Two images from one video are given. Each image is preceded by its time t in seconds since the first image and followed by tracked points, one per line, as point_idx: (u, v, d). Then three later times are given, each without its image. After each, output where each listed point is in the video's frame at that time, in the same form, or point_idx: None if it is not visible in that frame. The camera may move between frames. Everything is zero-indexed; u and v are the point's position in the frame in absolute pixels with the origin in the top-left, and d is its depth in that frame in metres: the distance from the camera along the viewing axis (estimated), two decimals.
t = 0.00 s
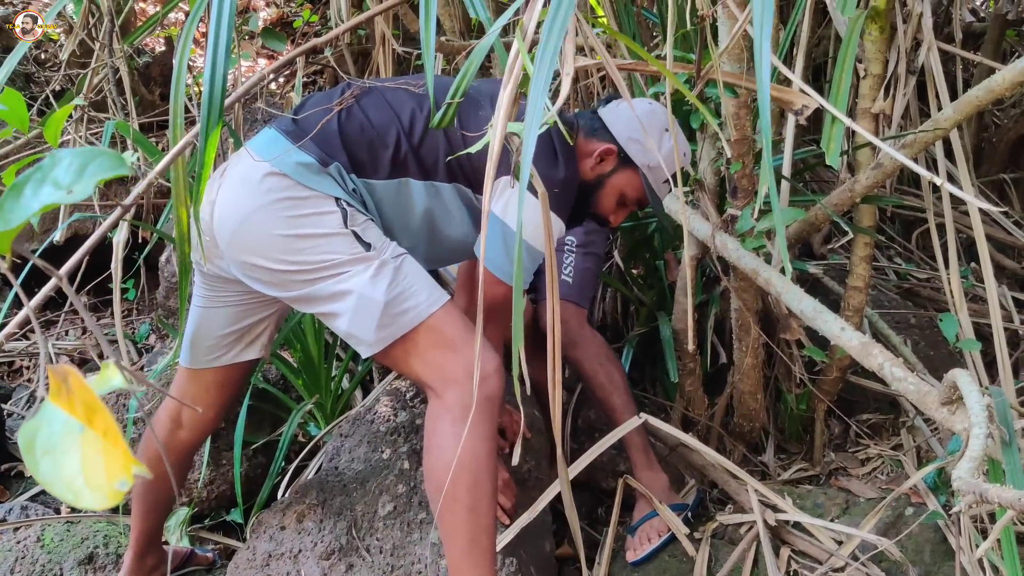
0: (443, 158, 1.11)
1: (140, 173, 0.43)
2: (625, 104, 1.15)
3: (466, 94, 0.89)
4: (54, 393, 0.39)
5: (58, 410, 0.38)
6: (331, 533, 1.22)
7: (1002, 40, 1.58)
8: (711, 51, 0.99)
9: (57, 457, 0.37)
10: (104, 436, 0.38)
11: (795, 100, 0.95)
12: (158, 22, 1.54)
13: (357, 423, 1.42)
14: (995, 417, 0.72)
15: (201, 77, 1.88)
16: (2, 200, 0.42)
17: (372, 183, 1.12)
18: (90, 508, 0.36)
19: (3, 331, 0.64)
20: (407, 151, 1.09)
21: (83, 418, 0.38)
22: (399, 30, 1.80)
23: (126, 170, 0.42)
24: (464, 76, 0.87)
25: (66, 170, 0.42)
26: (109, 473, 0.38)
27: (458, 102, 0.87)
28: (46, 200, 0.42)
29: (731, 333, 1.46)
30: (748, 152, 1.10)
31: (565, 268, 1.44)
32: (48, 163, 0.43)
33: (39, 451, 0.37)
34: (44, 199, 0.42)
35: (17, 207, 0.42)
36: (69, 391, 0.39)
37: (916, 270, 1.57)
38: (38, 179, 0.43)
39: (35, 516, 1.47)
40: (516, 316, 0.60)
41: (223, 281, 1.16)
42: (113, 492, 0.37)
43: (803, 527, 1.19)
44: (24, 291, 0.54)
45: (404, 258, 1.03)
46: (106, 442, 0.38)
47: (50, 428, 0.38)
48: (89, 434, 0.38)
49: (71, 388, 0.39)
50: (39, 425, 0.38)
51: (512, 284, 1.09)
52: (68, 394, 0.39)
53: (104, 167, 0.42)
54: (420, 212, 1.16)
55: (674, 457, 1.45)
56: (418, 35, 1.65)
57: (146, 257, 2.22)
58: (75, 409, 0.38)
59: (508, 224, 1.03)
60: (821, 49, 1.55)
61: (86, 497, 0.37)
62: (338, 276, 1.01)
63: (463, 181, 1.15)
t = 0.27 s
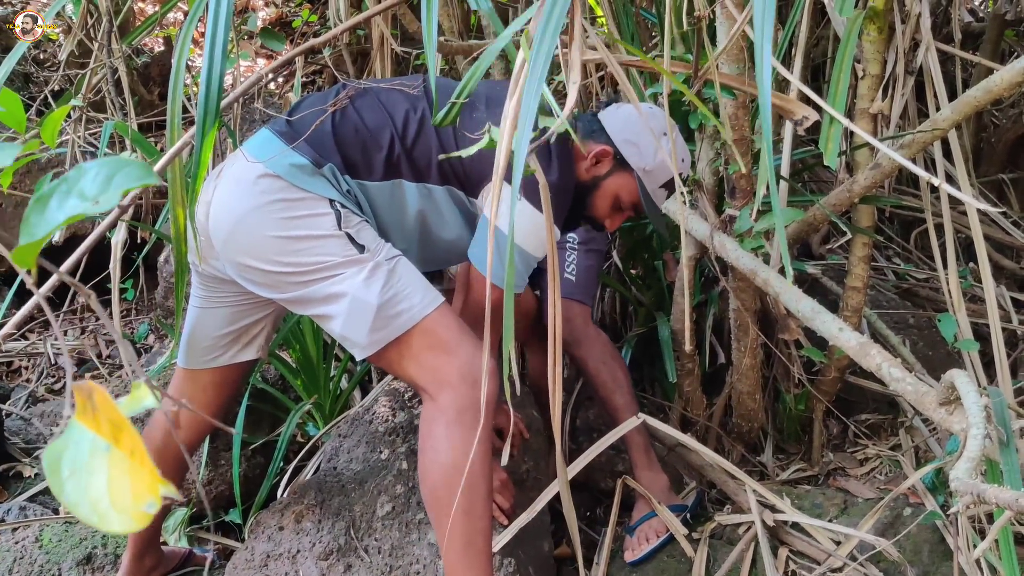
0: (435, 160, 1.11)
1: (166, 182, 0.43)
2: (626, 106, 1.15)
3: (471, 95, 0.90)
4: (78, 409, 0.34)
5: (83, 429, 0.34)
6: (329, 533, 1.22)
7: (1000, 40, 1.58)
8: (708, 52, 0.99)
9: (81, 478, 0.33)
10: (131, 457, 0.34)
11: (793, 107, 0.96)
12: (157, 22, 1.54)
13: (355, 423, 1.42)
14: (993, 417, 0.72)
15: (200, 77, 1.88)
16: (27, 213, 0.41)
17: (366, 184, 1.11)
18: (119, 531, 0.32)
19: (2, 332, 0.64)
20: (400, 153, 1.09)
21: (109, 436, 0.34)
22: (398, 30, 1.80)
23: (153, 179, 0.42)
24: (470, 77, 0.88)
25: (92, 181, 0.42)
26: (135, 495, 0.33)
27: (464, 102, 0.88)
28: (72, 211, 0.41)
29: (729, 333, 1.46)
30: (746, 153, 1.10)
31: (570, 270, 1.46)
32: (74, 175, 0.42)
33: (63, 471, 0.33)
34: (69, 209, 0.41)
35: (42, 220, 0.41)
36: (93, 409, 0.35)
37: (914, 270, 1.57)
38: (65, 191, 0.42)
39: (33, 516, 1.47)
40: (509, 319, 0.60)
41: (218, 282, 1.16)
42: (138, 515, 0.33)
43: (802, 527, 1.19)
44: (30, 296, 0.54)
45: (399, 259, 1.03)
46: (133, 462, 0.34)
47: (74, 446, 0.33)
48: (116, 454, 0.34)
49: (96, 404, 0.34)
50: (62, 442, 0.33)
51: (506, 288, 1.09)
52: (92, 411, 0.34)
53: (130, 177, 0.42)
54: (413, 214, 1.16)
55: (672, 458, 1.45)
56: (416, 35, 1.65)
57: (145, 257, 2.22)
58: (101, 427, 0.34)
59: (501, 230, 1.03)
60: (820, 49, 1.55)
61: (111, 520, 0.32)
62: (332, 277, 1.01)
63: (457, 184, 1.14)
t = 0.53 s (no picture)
0: (433, 161, 1.11)
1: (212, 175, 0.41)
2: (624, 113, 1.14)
3: (473, 94, 0.90)
4: (130, 402, 0.34)
5: (135, 421, 0.34)
6: (329, 533, 1.22)
7: (1000, 39, 1.58)
8: (708, 52, 0.99)
9: (136, 468, 0.33)
10: (185, 446, 0.33)
11: (794, 110, 0.96)
12: (156, 22, 1.54)
13: (355, 423, 1.42)
14: (993, 416, 0.72)
15: (199, 76, 1.88)
16: (70, 207, 0.39)
17: (363, 184, 1.11)
18: (174, 519, 0.32)
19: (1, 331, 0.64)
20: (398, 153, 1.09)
21: (163, 427, 0.34)
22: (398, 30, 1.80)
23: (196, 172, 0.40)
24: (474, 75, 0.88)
25: (135, 175, 0.40)
26: (190, 483, 0.33)
27: (466, 101, 0.88)
28: (116, 206, 0.39)
29: (729, 333, 1.46)
30: (746, 152, 1.10)
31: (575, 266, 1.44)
32: (116, 170, 0.41)
33: (117, 462, 0.33)
34: (114, 204, 0.39)
35: (87, 215, 0.39)
36: (146, 401, 0.35)
37: (914, 269, 1.57)
38: (109, 185, 0.40)
39: (33, 515, 1.47)
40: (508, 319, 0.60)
41: (216, 283, 1.16)
42: (194, 503, 0.32)
43: (802, 526, 1.19)
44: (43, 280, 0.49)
45: (398, 259, 1.03)
46: (188, 451, 0.33)
47: (127, 438, 0.33)
48: (169, 444, 0.33)
49: (149, 396, 0.35)
50: (115, 435, 0.33)
51: (503, 291, 1.09)
52: (145, 403, 0.34)
53: (173, 172, 0.40)
54: (411, 215, 1.16)
55: (672, 457, 1.45)
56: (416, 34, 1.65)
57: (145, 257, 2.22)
58: (153, 419, 0.34)
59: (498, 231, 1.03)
60: (819, 48, 1.55)
61: (167, 508, 0.32)
62: (331, 278, 1.01)
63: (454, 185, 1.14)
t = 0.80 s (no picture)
0: (439, 159, 1.11)
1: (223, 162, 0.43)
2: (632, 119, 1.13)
3: (481, 94, 0.90)
4: (153, 378, 0.37)
5: (156, 396, 0.37)
6: (331, 530, 1.23)
7: (1004, 42, 1.58)
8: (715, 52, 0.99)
9: (159, 441, 0.36)
10: (206, 419, 0.36)
11: (802, 111, 0.96)
12: (162, 18, 1.54)
13: (358, 421, 1.42)
14: (997, 418, 0.72)
15: (203, 74, 1.88)
16: (92, 191, 0.40)
17: (368, 182, 1.11)
18: (196, 490, 0.35)
19: (6, 326, 0.64)
20: (403, 152, 1.10)
21: (184, 403, 0.37)
22: (402, 29, 1.80)
23: (214, 159, 0.42)
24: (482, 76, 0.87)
25: (154, 162, 0.42)
26: (212, 455, 0.36)
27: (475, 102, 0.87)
28: (138, 190, 0.40)
29: (731, 333, 1.46)
30: (751, 152, 1.10)
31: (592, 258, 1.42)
32: (134, 157, 0.42)
33: (141, 437, 0.36)
34: (135, 189, 0.40)
35: (108, 200, 0.40)
36: (167, 377, 0.37)
37: (917, 272, 1.58)
38: (126, 171, 0.41)
39: (35, 511, 1.47)
40: (520, 316, 0.60)
41: (219, 280, 1.16)
42: (216, 473, 0.36)
43: (804, 526, 1.19)
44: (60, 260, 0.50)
45: (402, 257, 1.03)
46: (208, 425, 0.36)
47: (149, 413, 0.36)
48: (190, 419, 0.36)
49: (171, 373, 0.37)
50: (138, 409, 0.36)
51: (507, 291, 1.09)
52: (166, 379, 0.37)
53: (189, 158, 0.42)
54: (415, 215, 1.16)
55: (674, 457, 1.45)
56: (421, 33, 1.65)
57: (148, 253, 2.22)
58: (175, 394, 0.37)
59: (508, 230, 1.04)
60: (823, 50, 1.56)
61: (189, 479, 0.35)
62: (335, 276, 1.01)
63: (458, 184, 1.14)
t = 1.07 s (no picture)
0: (436, 163, 1.10)
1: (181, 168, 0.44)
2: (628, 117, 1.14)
3: (478, 98, 0.90)
4: (107, 379, 0.37)
5: (110, 398, 0.36)
6: (329, 533, 1.22)
7: (1001, 44, 1.58)
8: (712, 55, 0.99)
9: (112, 442, 0.36)
10: (159, 421, 0.36)
11: (801, 114, 0.96)
12: (159, 21, 1.54)
13: (355, 423, 1.42)
14: (993, 421, 0.72)
15: (201, 76, 1.88)
16: (51, 195, 0.41)
17: (365, 187, 1.11)
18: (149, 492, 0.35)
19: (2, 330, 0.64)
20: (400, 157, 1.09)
21: (137, 405, 0.36)
22: (400, 31, 1.80)
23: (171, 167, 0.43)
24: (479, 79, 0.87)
25: (113, 167, 0.42)
26: (164, 457, 0.36)
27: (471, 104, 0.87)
28: (96, 195, 0.41)
29: (729, 336, 1.46)
30: (749, 155, 1.10)
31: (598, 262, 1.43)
32: (93, 161, 0.43)
33: (94, 436, 0.36)
34: (92, 194, 0.41)
35: (67, 204, 0.41)
36: (123, 379, 0.37)
37: (915, 274, 1.58)
38: (85, 175, 0.42)
39: (32, 514, 1.47)
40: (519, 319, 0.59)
41: (215, 284, 1.16)
42: (168, 475, 0.35)
43: (802, 530, 1.19)
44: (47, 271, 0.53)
45: (399, 260, 1.03)
46: (162, 428, 0.36)
47: (103, 414, 0.36)
48: (143, 420, 0.36)
49: (126, 375, 0.37)
50: (92, 412, 0.36)
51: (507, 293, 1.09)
52: (121, 380, 0.37)
53: (148, 164, 0.43)
54: (413, 219, 1.15)
55: (672, 460, 1.45)
56: (418, 35, 1.65)
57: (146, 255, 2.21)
58: (129, 396, 0.37)
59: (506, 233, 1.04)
60: (821, 52, 1.56)
61: (142, 480, 0.35)
62: (333, 279, 1.01)
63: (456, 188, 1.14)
